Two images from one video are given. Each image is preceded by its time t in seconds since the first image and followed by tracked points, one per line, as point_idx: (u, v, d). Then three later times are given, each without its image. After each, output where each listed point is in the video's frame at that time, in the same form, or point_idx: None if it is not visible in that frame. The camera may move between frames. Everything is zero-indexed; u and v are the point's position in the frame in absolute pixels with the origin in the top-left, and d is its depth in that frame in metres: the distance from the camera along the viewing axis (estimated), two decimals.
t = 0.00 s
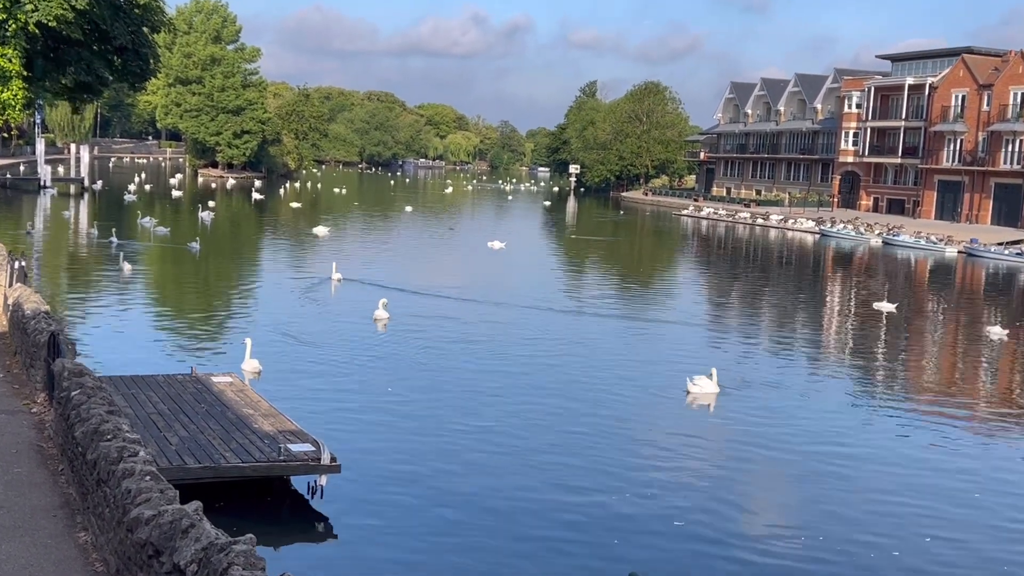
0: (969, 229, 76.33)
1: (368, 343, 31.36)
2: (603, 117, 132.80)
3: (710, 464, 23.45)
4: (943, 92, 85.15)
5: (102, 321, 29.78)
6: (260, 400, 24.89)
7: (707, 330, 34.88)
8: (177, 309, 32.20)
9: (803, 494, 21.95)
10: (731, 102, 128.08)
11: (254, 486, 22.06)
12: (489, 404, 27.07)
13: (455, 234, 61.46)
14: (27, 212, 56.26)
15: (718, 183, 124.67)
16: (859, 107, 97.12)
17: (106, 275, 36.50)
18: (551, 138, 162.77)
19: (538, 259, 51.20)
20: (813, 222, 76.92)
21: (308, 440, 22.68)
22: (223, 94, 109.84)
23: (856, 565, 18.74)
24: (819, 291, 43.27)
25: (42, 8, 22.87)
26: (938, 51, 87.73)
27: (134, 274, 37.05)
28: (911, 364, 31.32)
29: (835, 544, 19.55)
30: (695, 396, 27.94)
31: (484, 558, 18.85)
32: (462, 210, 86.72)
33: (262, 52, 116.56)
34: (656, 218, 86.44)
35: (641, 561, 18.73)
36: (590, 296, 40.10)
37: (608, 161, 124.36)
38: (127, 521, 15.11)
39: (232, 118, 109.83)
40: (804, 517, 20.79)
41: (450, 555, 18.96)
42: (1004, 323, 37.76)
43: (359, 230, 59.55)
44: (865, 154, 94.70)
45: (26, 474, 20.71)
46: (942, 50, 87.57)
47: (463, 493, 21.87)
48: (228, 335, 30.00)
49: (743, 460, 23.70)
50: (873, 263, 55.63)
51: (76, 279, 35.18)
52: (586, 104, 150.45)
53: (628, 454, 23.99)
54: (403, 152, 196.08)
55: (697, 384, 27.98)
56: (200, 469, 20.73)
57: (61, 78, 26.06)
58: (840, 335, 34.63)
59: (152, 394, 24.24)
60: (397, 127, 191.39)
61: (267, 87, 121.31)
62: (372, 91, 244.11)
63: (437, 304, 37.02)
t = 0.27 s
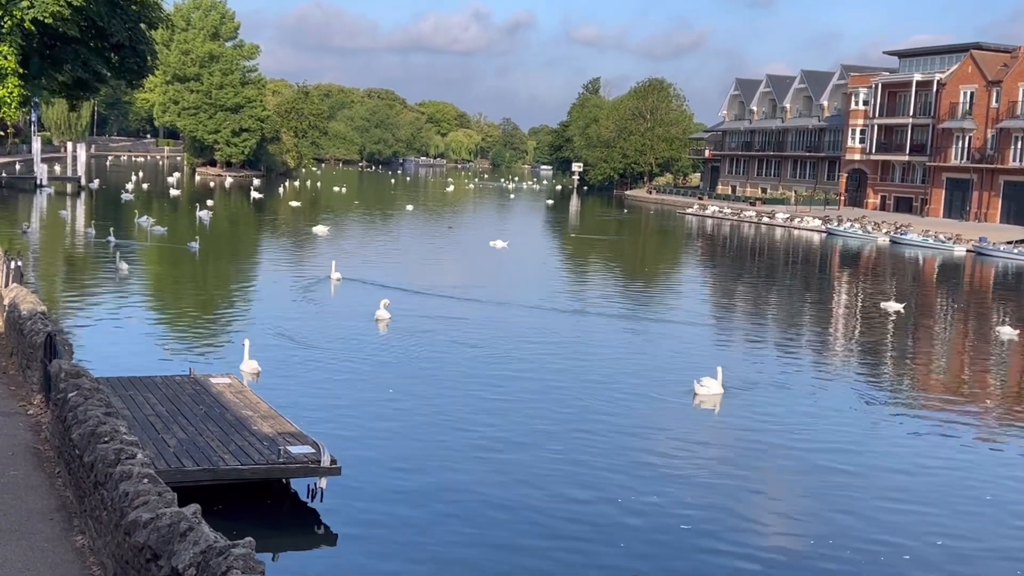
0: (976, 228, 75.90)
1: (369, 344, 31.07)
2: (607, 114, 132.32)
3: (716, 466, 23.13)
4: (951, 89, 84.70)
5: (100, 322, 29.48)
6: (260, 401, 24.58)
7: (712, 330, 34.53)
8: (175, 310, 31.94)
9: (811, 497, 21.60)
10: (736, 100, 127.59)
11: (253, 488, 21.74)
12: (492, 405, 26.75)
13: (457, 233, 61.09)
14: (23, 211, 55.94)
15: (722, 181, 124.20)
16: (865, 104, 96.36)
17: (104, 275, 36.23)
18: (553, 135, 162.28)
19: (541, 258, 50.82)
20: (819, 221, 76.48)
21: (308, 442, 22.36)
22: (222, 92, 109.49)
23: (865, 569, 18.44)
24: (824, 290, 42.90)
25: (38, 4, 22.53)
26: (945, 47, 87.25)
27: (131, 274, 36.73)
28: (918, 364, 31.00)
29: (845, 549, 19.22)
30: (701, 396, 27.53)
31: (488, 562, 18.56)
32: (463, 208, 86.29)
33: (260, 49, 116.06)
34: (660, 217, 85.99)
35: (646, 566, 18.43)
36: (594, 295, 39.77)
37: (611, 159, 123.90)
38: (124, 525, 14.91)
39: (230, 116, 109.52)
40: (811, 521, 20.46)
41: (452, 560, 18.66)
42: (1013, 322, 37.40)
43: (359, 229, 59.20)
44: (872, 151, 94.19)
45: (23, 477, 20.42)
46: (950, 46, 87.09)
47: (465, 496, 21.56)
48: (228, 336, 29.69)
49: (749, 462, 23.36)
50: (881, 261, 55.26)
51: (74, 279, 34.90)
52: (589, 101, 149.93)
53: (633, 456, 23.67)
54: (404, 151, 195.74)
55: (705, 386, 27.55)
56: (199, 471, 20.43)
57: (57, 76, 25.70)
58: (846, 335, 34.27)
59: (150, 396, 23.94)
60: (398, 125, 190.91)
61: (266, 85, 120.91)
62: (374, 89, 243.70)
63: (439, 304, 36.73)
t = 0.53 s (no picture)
0: (984, 226, 75.42)
1: (370, 345, 30.71)
2: (610, 111, 131.82)
3: (722, 468, 22.72)
4: (961, 85, 84.15)
5: (96, 323, 29.11)
6: (258, 403, 24.21)
7: (717, 330, 34.11)
8: (172, 310, 31.59)
9: (820, 500, 21.21)
10: (742, 96, 127.03)
11: (252, 491, 21.37)
12: (494, 406, 26.39)
13: (460, 232, 60.60)
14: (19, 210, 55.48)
15: (728, 179, 123.63)
16: (873, 101, 95.79)
17: (100, 275, 35.87)
18: (556, 133, 161.65)
19: (543, 257, 50.37)
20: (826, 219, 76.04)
21: (308, 444, 21.99)
22: (220, 89, 108.92)
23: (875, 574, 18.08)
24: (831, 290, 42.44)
25: None
26: (954, 43, 86.66)
27: (128, 274, 36.33)
28: (927, 365, 30.60)
29: (856, 554, 18.82)
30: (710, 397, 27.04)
31: (491, 567, 18.21)
32: (465, 207, 85.73)
33: (258, 45, 115.42)
34: (663, 215, 85.49)
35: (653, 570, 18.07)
36: (598, 295, 39.37)
37: (615, 156, 123.32)
38: (122, 528, 14.81)
39: (228, 112, 109.02)
40: (821, 524, 20.07)
41: (454, 564, 18.31)
42: None
43: (360, 228, 58.70)
44: (880, 149, 93.59)
45: (18, 479, 20.10)
46: (958, 42, 86.53)
47: (468, 499, 21.18)
48: (226, 337, 29.32)
49: (756, 464, 22.97)
50: (889, 261, 54.77)
51: (69, 279, 34.55)
52: (592, 98, 149.28)
53: (638, 458, 23.28)
54: (405, 148, 195.27)
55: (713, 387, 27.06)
56: (197, 474, 20.09)
57: (52, 72, 25.32)
58: (854, 336, 33.82)
59: (147, 397, 23.59)
60: (399, 122, 190.27)
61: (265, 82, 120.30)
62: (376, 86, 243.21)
63: (441, 304, 36.36)
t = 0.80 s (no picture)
0: (991, 225, 75.00)
1: (371, 345, 30.43)
2: (614, 108, 131.46)
3: (728, 470, 22.46)
4: (969, 82, 83.66)
5: (93, 324, 28.85)
6: (258, 404, 23.94)
7: (722, 330, 33.77)
8: (171, 310, 31.31)
9: (828, 502, 20.95)
10: (748, 94, 126.60)
11: (252, 494, 21.09)
12: (497, 407, 26.13)
13: (463, 231, 60.19)
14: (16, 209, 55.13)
15: (733, 177, 123.17)
16: (880, 98, 95.49)
17: (97, 275, 35.59)
18: (559, 131, 161.12)
19: (546, 256, 50.01)
20: (832, 218, 75.73)
21: (308, 446, 21.71)
22: (219, 87, 108.51)
23: None
24: (837, 289, 42.05)
25: None
26: (961, 39, 86.16)
27: (126, 275, 36.04)
28: (936, 365, 30.27)
29: (866, 558, 18.56)
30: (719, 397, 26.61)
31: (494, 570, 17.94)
32: (466, 206, 85.28)
33: (258, 43, 114.89)
34: (667, 214, 85.16)
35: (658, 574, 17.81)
36: (602, 295, 39.06)
37: (618, 154, 122.89)
38: (119, 531, 14.58)
39: (227, 111, 108.70)
40: (829, 526, 19.81)
41: (457, 568, 18.05)
42: None
43: (360, 227, 58.30)
44: (887, 146, 93.08)
45: (15, 482, 19.85)
46: (966, 38, 86.03)
47: (470, 501, 20.93)
48: (225, 337, 29.06)
49: (762, 465, 22.71)
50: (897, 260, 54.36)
51: (66, 280, 34.28)
52: (596, 96, 148.80)
53: (643, 459, 23.02)
54: (406, 147, 194.98)
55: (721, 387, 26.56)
56: (196, 476, 19.82)
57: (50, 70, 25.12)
58: (861, 336, 33.47)
59: (145, 399, 23.31)
60: (400, 120, 189.77)
61: (264, 80, 119.80)
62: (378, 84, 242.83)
63: (443, 304, 36.07)
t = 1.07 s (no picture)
0: (996, 224, 74.75)
1: (372, 346, 30.25)
2: (617, 107, 131.27)
3: (733, 471, 22.27)
4: (975, 80, 83.34)
5: (93, 324, 28.67)
6: (258, 405, 23.74)
7: (727, 331, 33.57)
8: (170, 311, 31.13)
9: (834, 503, 20.76)
10: (752, 92, 126.38)
11: (252, 496, 20.88)
12: (500, 408, 25.96)
13: (466, 232, 59.93)
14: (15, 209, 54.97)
15: (738, 177, 122.91)
16: (886, 96, 95.29)
17: (96, 275, 35.43)
18: (562, 130, 160.87)
19: (548, 257, 49.85)
20: (837, 218, 75.53)
21: (309, 448, 21.49)
22: (219, 86, 108.27)
23: None
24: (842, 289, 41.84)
25: None
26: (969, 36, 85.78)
27: (125, 275, 35.85)
28: (942, 366, 30.03)
29: (873, 560, 18.37)
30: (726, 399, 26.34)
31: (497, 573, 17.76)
32: (468, 206, 85.03)
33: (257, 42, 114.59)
34: (671, 213, 84.91)
35: None
36: (605, 295, 38.85)
37: (622, 154, 122.67)
38: (119, 534, 14.43)
39: (228, 109, 108.49)
40: (835, 529, 19.62)
41: (459, 571, 17.86)
42: None
43: (362, 228, 58.10)
44: (893, 145, 92.72)
45: (13, 484, 19.66)
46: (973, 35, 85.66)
47: (474, 503, 20.76)
48: (225, 338, 28.88)
49: (767, 467, 22.51)
50: (903, 261, 54.11)
51: (65, 280, 34.13)
52: (598, 94, 148.57)
53: (647, 460, 22.84)
54: (407, 146, 194.77)
55: (729, 388, 26.31)
56: (195, 478, 19.64)
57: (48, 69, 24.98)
58: (866, 336, 33.26)
59: (144, 400, 23.11)
60: (400, 119, 189.53)
61: (264, 79, 119.50)
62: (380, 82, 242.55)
63: (445, 304, 35.88)
